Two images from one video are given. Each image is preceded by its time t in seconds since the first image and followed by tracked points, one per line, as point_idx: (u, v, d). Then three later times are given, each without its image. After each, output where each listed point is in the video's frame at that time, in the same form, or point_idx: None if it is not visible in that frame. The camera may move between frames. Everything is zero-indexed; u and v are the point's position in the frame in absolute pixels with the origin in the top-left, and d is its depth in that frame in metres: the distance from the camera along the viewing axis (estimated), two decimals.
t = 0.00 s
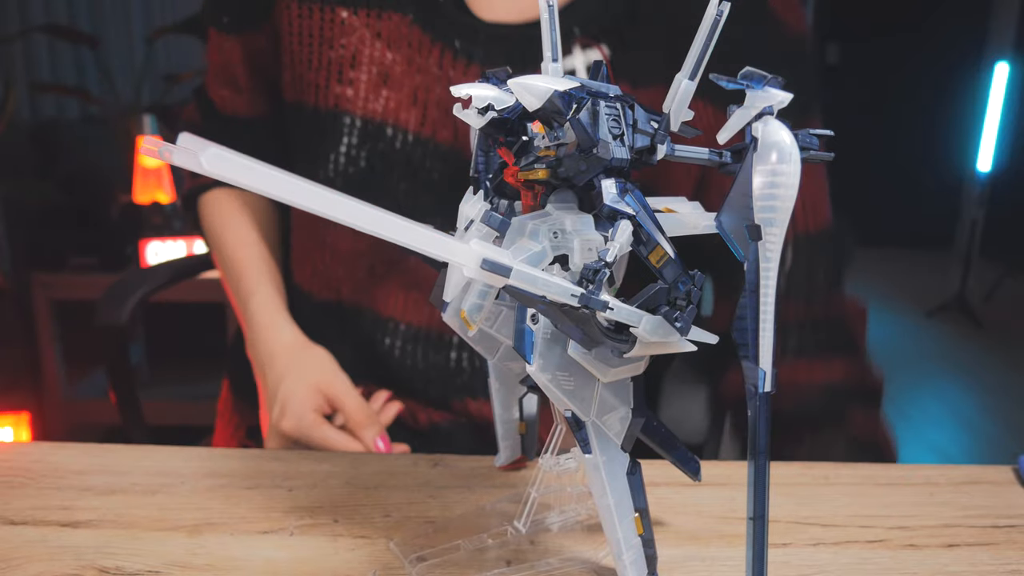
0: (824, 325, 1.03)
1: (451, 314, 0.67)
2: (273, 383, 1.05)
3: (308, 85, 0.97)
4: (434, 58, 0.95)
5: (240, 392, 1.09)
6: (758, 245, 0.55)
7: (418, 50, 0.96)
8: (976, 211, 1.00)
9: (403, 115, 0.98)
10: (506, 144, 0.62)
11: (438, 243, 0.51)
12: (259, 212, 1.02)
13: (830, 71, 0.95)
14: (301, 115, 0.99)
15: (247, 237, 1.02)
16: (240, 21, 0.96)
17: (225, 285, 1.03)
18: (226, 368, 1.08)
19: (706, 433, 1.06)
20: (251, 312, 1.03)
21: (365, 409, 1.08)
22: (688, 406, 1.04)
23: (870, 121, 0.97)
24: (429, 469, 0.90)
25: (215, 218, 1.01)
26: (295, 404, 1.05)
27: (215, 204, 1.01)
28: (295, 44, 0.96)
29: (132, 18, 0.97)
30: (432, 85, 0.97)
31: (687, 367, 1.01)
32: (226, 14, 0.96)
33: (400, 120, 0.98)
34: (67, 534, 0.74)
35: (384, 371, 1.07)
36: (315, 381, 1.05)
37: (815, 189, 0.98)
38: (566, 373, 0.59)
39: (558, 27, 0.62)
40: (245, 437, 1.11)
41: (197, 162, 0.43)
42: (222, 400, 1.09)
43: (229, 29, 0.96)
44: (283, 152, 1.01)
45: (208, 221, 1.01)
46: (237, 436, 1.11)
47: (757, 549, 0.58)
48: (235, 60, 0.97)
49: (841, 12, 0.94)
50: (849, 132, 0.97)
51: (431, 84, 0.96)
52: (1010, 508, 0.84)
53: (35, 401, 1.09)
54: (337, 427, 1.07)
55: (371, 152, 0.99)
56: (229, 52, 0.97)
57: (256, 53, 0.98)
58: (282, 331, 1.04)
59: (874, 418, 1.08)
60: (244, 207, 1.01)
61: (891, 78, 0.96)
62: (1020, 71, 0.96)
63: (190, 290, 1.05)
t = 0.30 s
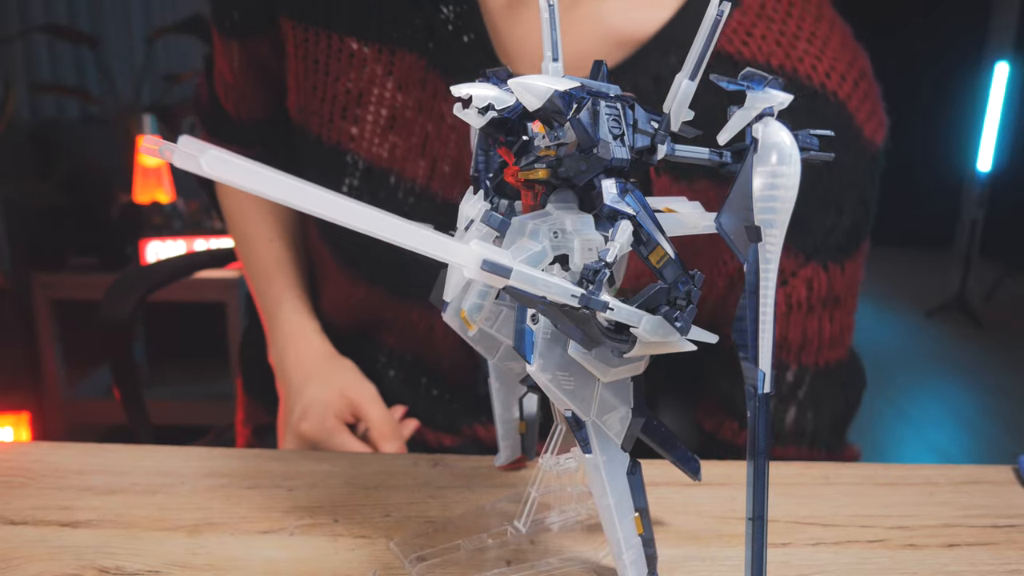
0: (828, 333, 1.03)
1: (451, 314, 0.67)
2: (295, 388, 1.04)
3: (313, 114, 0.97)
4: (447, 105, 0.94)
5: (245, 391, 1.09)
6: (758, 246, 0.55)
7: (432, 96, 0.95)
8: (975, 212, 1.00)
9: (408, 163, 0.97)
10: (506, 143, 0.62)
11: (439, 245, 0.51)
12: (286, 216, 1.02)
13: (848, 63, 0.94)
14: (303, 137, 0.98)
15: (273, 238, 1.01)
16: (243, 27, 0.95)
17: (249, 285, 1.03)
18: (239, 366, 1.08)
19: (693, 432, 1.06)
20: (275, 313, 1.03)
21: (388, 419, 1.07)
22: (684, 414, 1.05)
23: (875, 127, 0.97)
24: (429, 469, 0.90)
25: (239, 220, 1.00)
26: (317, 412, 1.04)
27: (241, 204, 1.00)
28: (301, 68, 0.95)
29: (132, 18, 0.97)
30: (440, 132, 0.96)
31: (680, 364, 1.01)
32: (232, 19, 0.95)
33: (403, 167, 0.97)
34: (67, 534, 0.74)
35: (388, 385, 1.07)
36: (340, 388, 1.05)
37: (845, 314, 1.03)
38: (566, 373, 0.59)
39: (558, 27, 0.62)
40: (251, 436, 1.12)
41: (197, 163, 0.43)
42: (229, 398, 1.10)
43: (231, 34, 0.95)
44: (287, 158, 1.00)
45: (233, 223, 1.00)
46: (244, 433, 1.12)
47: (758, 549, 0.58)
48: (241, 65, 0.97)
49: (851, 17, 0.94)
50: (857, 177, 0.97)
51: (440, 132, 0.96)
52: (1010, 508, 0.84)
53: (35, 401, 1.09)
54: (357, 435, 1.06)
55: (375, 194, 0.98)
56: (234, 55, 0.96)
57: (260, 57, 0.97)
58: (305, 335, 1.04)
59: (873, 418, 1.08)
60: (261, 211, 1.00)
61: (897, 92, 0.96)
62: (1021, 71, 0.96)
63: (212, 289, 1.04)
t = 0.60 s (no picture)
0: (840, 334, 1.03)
1: (451, 314, 0.67)
2: (302, 387, 1.04)
3: (316, 129, 0.98)
4: (453, 129, 0.95)
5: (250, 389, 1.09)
6: (758, 246, 0.55)
7: (437, 119, 0.95)
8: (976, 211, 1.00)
9: (411, 184, 0.98)
10: (506, 143, 0.62)
11: (439, 245, 0.51)
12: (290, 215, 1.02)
13: (861, 65, 0.94)
14: (306, 148, 0.99)
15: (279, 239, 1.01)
16: (247, 36, 0.95)
17: (256, 283, 1.03)
18: (245, 363, 1.08)
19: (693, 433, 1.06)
20: (282, 313, 1.03)
21: (396, 421, 1.05)
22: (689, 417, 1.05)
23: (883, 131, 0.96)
24: (429, 469, 0.90)
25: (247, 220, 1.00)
26: (323, 413, 1.03)
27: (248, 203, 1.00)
28: (306, 82, 0.96)
29: (132, 18, 0.97)
30: (444, 153, 0.96)
31: (682, 364, 1.01)
32: (240, 25, 0.95)
33: (405, 189, 0.98)
34: (66, 534, 0.74)
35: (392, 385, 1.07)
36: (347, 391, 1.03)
37: (853, 354, 1.04)
38: (567, 373, 0.59)
39: (558, 27, 0.61)
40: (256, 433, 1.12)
41: (197, 164, 0.43)
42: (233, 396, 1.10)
43: (236, 41, 0.95)
44: (289, 160, 1.01)
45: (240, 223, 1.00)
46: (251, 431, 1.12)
47: (758, 550, 0.58)
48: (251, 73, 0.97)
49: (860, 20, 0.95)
50: (870, 213, 0.98)
51: (445, 156, 0.96)
52: (1010, 508, 0.84)
53: (35, 401, 1.09)
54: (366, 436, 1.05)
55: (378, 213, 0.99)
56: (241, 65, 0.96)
57: (265, 68, 0.97)
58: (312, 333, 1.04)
59: (874, 420, 1.09)
60: (262, 216, 1.00)
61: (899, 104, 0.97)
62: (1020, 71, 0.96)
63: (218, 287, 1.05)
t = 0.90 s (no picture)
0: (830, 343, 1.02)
1: (451, 314, 0.67)
2: (301, 384, 1.03)
3: (310, 139, 0.99)
4: (443, 146, 0.94)
5: (250, 389, 1.09)
6: (758, 247, 0.55)
7: (427, 134, 0.95)
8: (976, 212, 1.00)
9: (401, 198, 0.98)
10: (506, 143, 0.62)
11: (439, 245, 0.51)
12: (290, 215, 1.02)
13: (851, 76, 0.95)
14: (301, 157, 1.00)
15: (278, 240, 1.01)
16: (242, 44, 0.95)
17: (256, 282, 1.03)
18: (245, 363, 1.08)
19: (696, 434, 1.06)
20: (281, 312, 1.03)
21: (393, 417, 1.02)
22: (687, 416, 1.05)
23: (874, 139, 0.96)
24: (429, 469, 0.90)
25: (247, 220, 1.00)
26: (321, 408, 1.00)
27: (248, 204, 1.00)
28: (300, 94, 0.97)
29: (132, 18, 0.97)
30: (434, 169, 0.96)
31: (682, 369, 1.02)
32: (236, 34, 0.95)
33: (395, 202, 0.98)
34: (66, 534, 0.74)
35: (390, 383, 1.07)
36: (344, 387, 1.02)
37: (835, 374, 1.04)
38: (567, 373, 0.59)
39: (558, 27, 0.61)
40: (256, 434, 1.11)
41: (198, 164, 0.43)
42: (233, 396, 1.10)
43: (232, 48, 0.95)
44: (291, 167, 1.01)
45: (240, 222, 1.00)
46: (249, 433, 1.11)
47: (758, 550, 0.58)
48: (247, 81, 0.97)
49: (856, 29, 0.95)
50: (856, 236, 0.98)
51: (435, 172, 0.96)
52: (1010, 508, 0.84)
53: (35, 401, 1.09)
54: (363, 432, 1.02)
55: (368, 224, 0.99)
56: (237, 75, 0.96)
57: (260, 77, 0.97)
58: (311, 331, 1.04)
59: (873, 419, 1.09)
60: (260, 219, 1.01)
61: (892, 112, 0.97)
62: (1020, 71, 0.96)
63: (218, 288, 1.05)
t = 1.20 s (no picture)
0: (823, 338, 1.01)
1: (451, 314, 0.67)
2: (297, 389, 1.00)
3: (301, 143, 0.99)
4: (433, 147, 0.93)
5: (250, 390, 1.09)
6: (758, 247, 0.55)
7: (417, 135, 0.94)
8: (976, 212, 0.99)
9: (391, 200, 0.97)
10: (506, 143, 0.62)
11: (438, 245, 0.51)
12: (285, 216, 1.04)
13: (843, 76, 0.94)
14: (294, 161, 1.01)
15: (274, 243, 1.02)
16: (231, 53, 0.95)
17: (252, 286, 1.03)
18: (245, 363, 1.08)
19: (695, 435, 1.06)
20: (276, 316, 1.02)
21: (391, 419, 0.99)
22: (687, 416, 1.05)
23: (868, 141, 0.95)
24: (429, 469, 0.90)
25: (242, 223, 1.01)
26: (320, 409, 0.96)
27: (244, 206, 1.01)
28: (289, 99, 0.97)
29: (133, 19, 0.96)
30: (424, 170, 0.95)
31: (677, 372, 1.02)
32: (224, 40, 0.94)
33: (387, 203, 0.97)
34: (66, 534, 0.74)
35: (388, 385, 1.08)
36: (343, 387, 0.98)
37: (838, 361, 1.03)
38: (567, 373, 0.59)
39: (558, 27, 0.61)
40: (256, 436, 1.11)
41: (198, 163, 0.43)
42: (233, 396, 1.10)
43: (221, 58, 0.94)
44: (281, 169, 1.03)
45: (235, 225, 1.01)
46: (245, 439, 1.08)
47: (758, 550, 0.58)
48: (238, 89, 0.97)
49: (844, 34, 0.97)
50: (850, 219, 0.97)
51: (427, 170, 0.95)
52: (1010, 508, 0.84)
53: (35, 401, 1.09)
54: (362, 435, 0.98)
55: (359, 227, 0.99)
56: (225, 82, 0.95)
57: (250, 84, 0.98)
58: (307, 333, 1.03)
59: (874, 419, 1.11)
60: (256, 221, 1.01)
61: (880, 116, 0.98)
62: (1021, 71, 0.95)
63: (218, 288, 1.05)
